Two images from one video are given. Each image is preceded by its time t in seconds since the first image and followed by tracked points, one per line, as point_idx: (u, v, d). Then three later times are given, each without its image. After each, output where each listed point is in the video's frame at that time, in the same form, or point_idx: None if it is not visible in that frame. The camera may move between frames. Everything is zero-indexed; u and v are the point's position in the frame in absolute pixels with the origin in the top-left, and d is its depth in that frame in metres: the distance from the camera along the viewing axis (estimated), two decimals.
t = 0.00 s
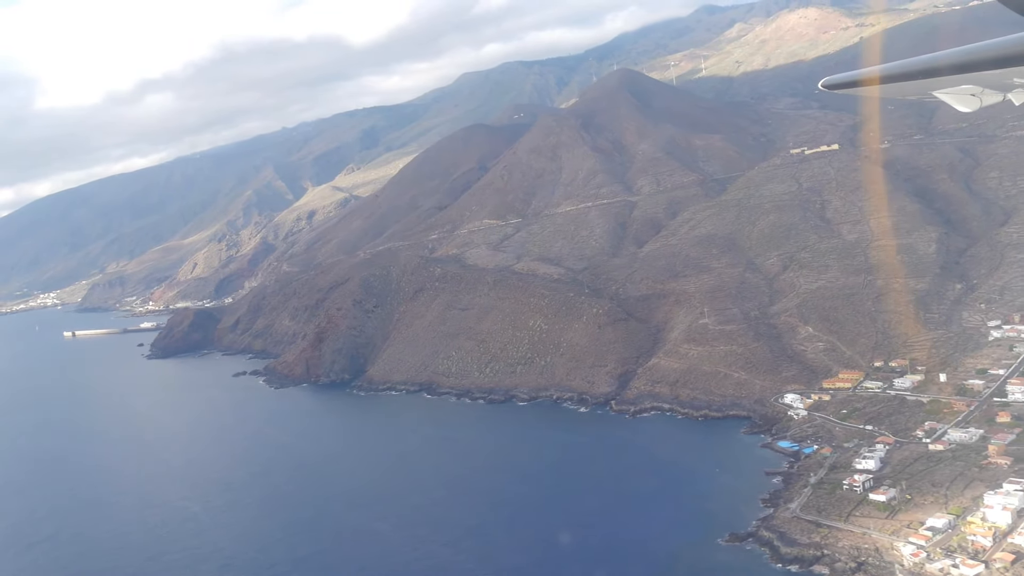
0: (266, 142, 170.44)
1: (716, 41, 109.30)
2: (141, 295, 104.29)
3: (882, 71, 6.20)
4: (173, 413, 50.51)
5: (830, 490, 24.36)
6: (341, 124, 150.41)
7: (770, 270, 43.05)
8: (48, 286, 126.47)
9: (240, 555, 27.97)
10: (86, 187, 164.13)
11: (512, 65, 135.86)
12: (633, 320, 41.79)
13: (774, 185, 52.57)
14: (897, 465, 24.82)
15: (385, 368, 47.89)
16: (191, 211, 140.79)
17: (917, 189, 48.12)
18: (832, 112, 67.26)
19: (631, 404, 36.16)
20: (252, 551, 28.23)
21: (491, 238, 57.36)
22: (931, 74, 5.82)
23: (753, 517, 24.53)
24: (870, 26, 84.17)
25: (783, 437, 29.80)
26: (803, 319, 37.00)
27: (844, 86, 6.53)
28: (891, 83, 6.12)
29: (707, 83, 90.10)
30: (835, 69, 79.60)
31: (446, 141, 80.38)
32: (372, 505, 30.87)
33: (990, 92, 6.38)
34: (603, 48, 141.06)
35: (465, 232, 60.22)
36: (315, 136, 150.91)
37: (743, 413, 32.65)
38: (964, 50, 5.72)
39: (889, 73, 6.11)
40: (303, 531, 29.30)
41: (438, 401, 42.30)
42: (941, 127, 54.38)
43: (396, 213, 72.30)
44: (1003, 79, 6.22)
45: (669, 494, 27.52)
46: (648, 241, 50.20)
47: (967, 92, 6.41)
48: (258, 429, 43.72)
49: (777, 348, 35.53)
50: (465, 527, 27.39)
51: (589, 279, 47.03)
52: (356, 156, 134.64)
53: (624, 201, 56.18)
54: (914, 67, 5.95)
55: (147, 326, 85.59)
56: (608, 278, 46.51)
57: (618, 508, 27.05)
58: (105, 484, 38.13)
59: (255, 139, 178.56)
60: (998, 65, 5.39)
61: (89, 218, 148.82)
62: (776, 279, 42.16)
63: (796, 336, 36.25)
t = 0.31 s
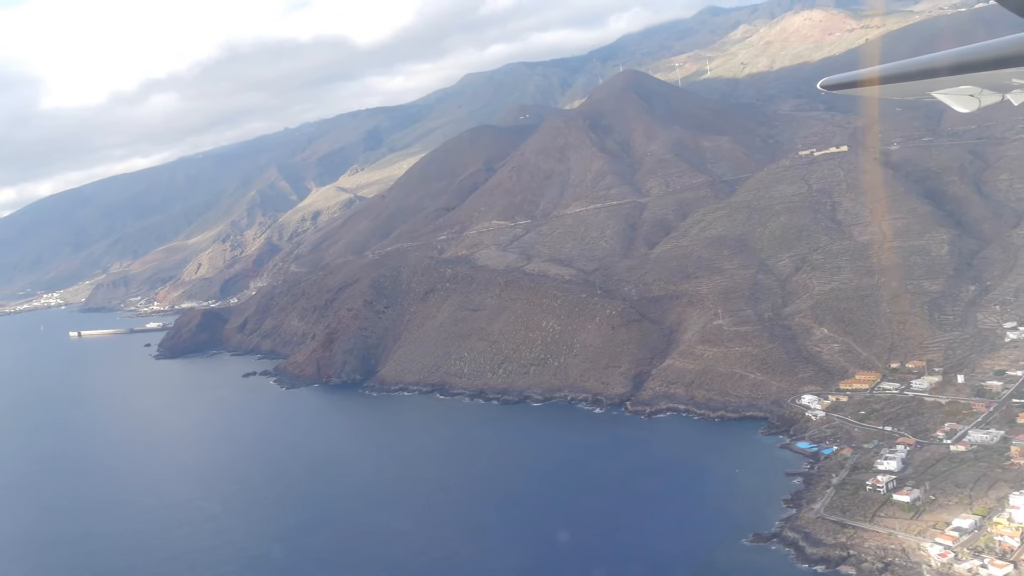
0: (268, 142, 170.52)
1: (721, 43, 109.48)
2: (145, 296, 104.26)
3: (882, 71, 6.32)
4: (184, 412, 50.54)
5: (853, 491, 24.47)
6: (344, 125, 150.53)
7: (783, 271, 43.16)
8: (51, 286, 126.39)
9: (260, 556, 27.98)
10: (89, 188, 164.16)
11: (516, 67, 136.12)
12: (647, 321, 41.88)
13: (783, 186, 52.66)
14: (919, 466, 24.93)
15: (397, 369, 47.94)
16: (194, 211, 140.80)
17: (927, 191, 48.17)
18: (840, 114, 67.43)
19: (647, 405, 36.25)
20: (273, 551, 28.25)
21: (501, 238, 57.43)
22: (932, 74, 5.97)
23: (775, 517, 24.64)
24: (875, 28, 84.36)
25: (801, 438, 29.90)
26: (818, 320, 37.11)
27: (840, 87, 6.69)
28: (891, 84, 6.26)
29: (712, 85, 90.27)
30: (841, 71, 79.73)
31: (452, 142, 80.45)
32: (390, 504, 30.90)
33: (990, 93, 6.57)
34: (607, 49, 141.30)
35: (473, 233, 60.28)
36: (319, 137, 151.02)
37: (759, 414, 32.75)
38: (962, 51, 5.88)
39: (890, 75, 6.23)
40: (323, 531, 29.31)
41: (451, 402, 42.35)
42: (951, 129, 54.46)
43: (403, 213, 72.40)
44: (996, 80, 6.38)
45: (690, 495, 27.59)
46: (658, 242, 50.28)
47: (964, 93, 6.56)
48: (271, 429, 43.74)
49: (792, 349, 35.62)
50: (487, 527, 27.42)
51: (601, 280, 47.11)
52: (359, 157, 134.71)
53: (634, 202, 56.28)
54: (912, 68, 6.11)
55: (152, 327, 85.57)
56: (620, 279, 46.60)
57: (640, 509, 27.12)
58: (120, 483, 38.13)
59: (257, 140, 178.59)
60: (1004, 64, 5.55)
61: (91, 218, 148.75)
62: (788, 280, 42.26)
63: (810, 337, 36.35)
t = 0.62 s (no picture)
0: (273, 143, 170.71)
1: (728, 44, 109.50)
2: (153, 296, 104.41)
3: (883, 74, 6.15)
4: (198, 412, 50.66)
5: (880, 492, 24.56)
6: (350, 126, 150.77)
7: (798, 272, 43.28)
8: (57, 286, 126.52)
9: (287, 555, 28.07)
10: (94, 188, 164.38)
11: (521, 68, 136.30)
12: (663, 322, 41.96)
13: (796, 187, 52.73)
14: (945, 467, 25.00)
15: (412, 369, 48.02)
16: (199, 212, 140.98)
17: (941, 193, 48.23)
18: (850, 115, 67.52)
19: (666, 406, 36.35)
20: (299, 551, 28.33)
21: (513, 239, 57.51)
22: (932, 77, 5.79)
23: (803, 518, 24.73)
24: (884, 29, 84.35)
25: (824, 439, 29.98)
26: (836, 321, 37.18)
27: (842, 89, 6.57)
28: (890, 87, 6.11)
29: (720, 86, 90.42)
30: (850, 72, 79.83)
31: (462, 142, 80.57)
32: (414, 504, 30.99)
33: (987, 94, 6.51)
34: (612, 50, 141.41)
35: (485, 233, 60.37)
36: (324, 137, 151.23)
37: (780, 415, 32.84)
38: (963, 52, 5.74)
39: (888, 78, 6.10)
40: (348, 531, 29.39)
41: (467, 403, 42.42)
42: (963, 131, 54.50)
43: (414, 214, 72.52)
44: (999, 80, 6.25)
45: (715, 495, 27.67)
46: (672, 243, 50.39)
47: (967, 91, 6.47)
48: (287, 428, 43.83)
49: (811, 350, 35.69)
50: (513, 527, 27.51)
51: (616, 281, 47.21)
52: (365, 157, 134.86)
53: (646, 203, 56.37)
54: (911, 71, 5.96)
55: (161, 327, 85.71)
56: (635, 280, 46.70)
57: (666, 510, 27.19)
58: (140, 482, 38.25)
59: (263, 140, 178.93)
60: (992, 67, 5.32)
61: (97, 218, 148.96)
62: (804, 281, 42.38)
63: (829, 338, 36.42)
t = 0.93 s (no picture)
0: (276, 143, 170.83)
1: (733, 45, 109.64)
2: (158, 296, 104.45)
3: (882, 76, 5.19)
4: (208, 412, 50.66)
5: (904, 492, 24.65)
6: (353, 126, 150.96)
7: (811, 273, 43.33)
8: (61, 286, 126.47)
9: (308, 555, 28.05)
10: (97, 188, 164.45)
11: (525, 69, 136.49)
12: (677, 323, 42.00)
13: (807, 188, 52.77)
14: (968, 467, 25.07)
15: (424, 370, 48.04)
16: (203, 213, 141.02)
17: (952, 194, 48.25)
18: (858, 116, 67.62)
19: (681, 406, 36.41)
20: (319, 550, 28.35)
21: (523, 240, 57.55)
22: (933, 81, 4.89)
23: (827, 518, 24.81)
24: (890, 30, 84.43)
25: (843, 440, 30.06)
26: (851, 322, 37.25)
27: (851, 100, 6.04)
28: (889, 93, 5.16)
29: (726, 87, 90.57)
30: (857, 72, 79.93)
31: (469, 143, 80.58)
32: (433, 503, 31.02)
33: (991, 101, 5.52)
34: (616, 51, 141.66)
35: (494, 234, 60.40)
36: (328, 138, 151.37)
37: (797, 416, 32.91)
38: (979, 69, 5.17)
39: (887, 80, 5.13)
40: (368, 530, 29.41)
41: (481, 403, 42.43)
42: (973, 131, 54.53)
43: (421, 215, 72.56)
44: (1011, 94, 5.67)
45: (737, 495, 27.73)
46: (683, 244, 50.45)
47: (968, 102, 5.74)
48: (301, 428, 43.83)
49: (827, 351, 35.75)
50: (535, 527, 27.56)
51: (628, 282, 47.25)
52: (369, 158, 134.97)
53: (656, 204, 56.41)
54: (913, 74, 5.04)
55: (168, 327, 85.74)
56: (647, 281, 46.73)
57: (688, 510, 27.24)
58: (152, 482, 38.22)
59: (266, 141, 179.14)
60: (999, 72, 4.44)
61: (100, 218, 149.02)
62: (817, 282, 42.44)
63: (844, 339, 36.46)
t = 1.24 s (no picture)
0: (278, 144, 171.01)
1: (737, 47, 109.90)
2: (162, 297, 104.54)
3: (881, 84, 5.31)
4: (219, 413, 50.70)
5: (926, 492, 24.83)
6: (356, 128, 151.13)
7: (823, 275, 43.50)
8: (63, 287, 126.45)
9: (330, 555, 28.12)
10: (99, 189, 164.60)
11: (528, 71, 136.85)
12: (689, 324, 42.14)
13: (816, 190, 52.92)
14: (989, 468, 25.24)
15: (435, 371, 48.14)
16: (206, 214, 141.13)
17: (962, 197, 48.38)
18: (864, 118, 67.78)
19: (697, 407, 36.57)
20: (341, 550, 28.41)
21: (532, 242, 57.64)
22: (930, 90, 5.00)
23: (849, 518, 25.00)
24: (895, 32, 84.70)
25: (861, 440, 30.24)
26: (864, 323, 37.43)
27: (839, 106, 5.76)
28: (891, 100, 5.25)
29: (731, 89, 90.82)
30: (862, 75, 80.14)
31: (475, 144, 80.70)
32: (453, 503, 31.10)
33: (987, 109, 5.70)
34: (619, 53, 141.94)
35: (502, 236, 60.54)
36: (330, 139, 151.55)
37: (813, 417, 33.08)
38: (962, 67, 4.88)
39: (888, 88, 5.24)
40: (389, 530, 29.54)
41: (494, 404, 42.55)
42: (982, 134, 54.67)
43: (428, 216, 72.69)
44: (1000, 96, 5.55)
45: (758, 495, 27.88)
46: (693, 246, 50.62)
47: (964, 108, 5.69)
48: (315, 429, 43.89)
49: (841, 353, 35.94)
50: (557, 527, 27.66)
51: (639, 283, 47.40)
52: (372, 160, 135.13)
53: (665, 206, 56.58)
54: (913, 83, 5.10)
55: (173, 328, 85.83)
56: (658, 282, 46.88)
57: (709, 511, 27.39)
58: (167, 483, 38.25)
59: (267, 142, 179.29)
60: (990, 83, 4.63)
61: (103, 220, 149.14)
62: (829, 284, 42.60)
63: (858, 340, 36.63)
